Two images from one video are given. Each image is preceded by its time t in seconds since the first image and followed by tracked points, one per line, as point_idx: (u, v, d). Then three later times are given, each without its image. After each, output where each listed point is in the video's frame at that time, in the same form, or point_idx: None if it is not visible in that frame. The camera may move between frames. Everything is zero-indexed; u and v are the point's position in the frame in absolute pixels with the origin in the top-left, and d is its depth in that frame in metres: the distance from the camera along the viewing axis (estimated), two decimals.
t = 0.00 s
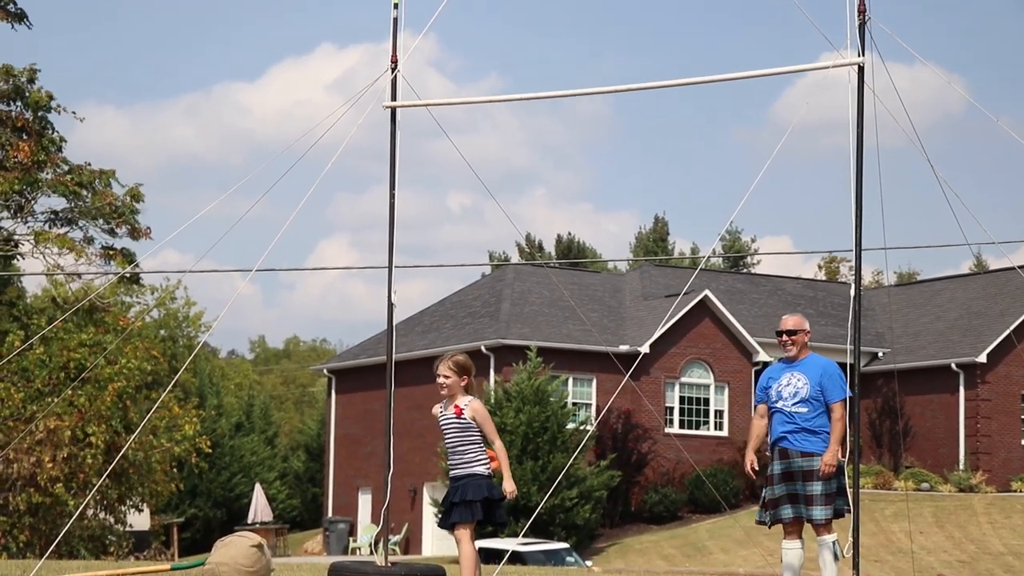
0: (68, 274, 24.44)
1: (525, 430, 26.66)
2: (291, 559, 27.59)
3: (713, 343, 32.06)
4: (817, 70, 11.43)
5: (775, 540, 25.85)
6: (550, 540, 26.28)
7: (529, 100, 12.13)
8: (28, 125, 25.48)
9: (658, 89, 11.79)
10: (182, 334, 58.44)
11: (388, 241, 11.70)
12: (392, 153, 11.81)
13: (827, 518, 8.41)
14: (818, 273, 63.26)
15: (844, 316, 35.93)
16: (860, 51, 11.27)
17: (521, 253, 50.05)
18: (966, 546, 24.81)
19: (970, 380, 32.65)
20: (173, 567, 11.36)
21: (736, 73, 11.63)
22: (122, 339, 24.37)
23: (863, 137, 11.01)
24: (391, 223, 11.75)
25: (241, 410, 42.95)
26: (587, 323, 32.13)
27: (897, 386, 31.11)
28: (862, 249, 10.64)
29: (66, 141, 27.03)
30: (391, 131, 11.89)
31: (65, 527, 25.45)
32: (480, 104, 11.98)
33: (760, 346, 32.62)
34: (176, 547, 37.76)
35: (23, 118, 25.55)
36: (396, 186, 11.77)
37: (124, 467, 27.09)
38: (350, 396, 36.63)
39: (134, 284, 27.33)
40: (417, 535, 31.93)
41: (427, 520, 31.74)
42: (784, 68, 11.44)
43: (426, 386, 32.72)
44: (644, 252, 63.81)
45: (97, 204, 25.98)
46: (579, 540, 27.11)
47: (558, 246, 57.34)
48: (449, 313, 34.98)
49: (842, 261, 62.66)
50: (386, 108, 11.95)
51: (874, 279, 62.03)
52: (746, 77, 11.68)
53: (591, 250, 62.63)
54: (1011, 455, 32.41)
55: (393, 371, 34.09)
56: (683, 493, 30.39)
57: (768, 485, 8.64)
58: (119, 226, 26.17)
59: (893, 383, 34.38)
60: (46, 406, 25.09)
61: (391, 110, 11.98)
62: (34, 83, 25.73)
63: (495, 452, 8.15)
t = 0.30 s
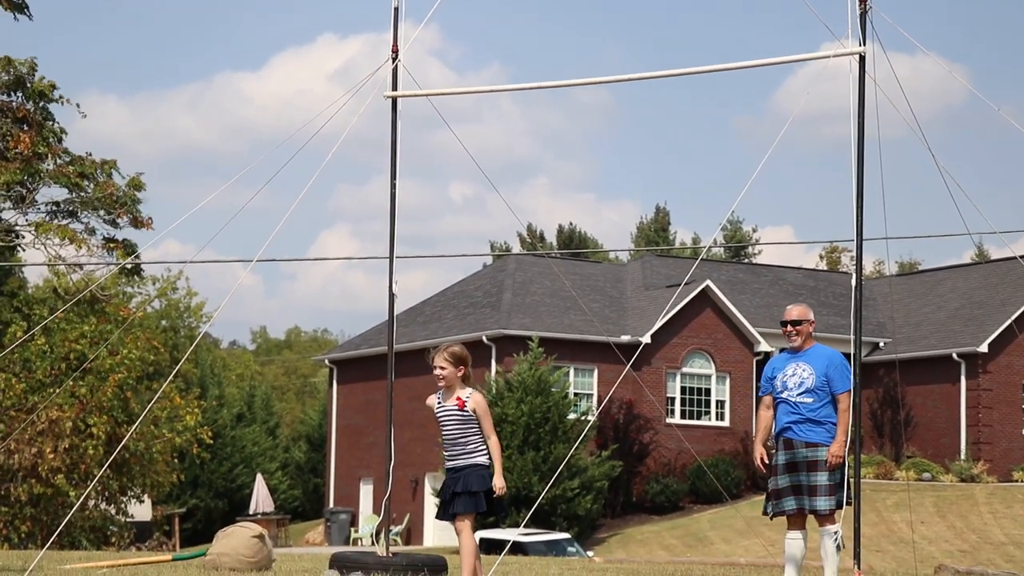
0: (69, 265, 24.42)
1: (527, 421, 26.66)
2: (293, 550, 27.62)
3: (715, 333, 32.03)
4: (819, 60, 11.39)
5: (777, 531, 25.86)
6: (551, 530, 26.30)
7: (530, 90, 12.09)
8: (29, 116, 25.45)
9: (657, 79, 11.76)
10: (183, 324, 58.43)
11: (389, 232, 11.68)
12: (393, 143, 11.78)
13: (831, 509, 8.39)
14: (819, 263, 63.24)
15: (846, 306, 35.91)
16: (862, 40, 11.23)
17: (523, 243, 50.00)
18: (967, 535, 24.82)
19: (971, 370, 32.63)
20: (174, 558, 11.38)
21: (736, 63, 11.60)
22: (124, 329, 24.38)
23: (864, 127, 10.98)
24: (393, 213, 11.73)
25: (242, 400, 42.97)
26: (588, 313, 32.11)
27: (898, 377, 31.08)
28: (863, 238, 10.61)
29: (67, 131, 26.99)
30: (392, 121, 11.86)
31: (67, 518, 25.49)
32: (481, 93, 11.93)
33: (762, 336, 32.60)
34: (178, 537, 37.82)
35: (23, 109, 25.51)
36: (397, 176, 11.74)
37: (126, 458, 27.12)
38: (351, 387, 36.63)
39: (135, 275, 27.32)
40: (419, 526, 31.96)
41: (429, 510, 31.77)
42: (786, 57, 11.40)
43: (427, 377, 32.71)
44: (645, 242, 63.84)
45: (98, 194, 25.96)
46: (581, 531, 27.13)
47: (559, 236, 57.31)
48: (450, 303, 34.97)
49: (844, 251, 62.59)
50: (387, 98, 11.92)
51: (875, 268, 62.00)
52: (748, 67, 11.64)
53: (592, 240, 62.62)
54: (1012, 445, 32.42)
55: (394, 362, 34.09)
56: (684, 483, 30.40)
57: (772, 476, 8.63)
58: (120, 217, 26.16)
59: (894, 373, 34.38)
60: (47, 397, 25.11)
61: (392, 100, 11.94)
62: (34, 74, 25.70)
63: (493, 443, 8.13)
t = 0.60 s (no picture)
0: (70, 265, 24.42)
1: (527, 419, 26.66)
2: (294, 548, 27.64)
3: (715, 330, 32.02)
4: (819, 56, 11.37)
5: (778, 528, 25.85)
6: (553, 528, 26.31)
7: (530, 87, 12.07)
8: (28, 116, 25.44)
9: (658, 76, 11.74)
10: (184, 323, 58.41)
11: (390, 230, 11.67)
12: (394, 140, 11.77)
13: (833, 505, 8.39)
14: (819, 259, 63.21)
15: (846, 302, 35.91)
16: (862, 36, 11.21)
17: (523, 240, 49.99)
18: (969, 531, 24.80)
19: (972, 366, 32.61)
20: (175, 557, 11.39)
21: (736, 60, 11.59)
22: (125, 327, 24.37)
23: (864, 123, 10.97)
24: (393, 211, 11.71)
25: (243, 399, 42.97)
26: (589, 311, 32.10)
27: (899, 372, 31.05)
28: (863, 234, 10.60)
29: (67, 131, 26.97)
30: (391, 119, 11.85)
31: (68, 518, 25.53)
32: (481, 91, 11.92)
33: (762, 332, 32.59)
34: (179, 536, 37.83)
35: (23, 109, 25.50)
36: (397, 174, 11.73)
37: (126, 457, 27.14)
38: (352, 385, 36.60)
39: (136, 275, 27.31)
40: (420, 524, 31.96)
41: (430, 508, 31.77)
42: (786, 54, 11.40)
43: (428, 374, 32.70)
44: (646, 239, 63.84)
45: (99, 194, 25.95)
46: (582, 528, 27.13)
47: (560, 233, 57.29)
48: (451, 301, 34.97)
49: (844, 247, 62.61)
50: (387, 96, 11.90)
51: (875, 265, 61.99)
52: (748, 64, 11.63)
53: (592, 237, 62.60)
54: (1013, 440, 32.40)
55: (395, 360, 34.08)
56: (685, 480, 30.40)
57: (774, 473, 8.63)
58: (121, 216, 26.15)
59: (895, 369, 34.36)
60: (48, 396, 25.12)
61: (391, 98, 11.93)
62: (35, 73, 25.69)
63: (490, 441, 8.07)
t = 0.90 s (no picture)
0: (70, 266, 24.40)
1: (527, 421, 26.64)
2: (293, 550, 27.61)
3: (714, 333, 32.00)
4: (820, 59, 11.36)
5: (778, 531, 25.84)
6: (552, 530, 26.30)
7: (531, 89, 12.07)
8: (29, 117, 25.43)
9: (659, 78, 11.74)
10: (183, 324, 58.37)
11: (390, 231, 11.66)
12: (394, 142, 11.76)
13: (832, 508, 8.38)
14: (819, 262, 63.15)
15: (847, 305, 35.90)
16: (862, 39, 11.21)
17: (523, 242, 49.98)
18: (969, 535, 24.79)
19: (972, 369, 32.59)
20: (174, 559, 11.38)
21: (736, 63, 11.58)
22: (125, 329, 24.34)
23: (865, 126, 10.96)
24: (393, 213, 11.70)
25: (243, 401, 42.95)
26: (589, 313, 32.09)
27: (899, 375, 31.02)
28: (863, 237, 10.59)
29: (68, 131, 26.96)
30: (391, 121, 11.85)
31: (67, 519, 25.54)
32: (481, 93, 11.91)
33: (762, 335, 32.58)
34: (178, 538, 37.80)
35: (24, 110, 25.50)
36: (397, 176, 11.72)
37: (126, 458, 27.12)
38: (352, 387, 36.57)
39: (136, 276, 27.30)
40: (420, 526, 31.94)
41: (429, 510, 31.75)
42: (786, 56, 11.40)
43: (428, 376, 32.68)
44: (646, 241, 63.85)
45: (99, 196, 25.94)
46: (582, 531, 27.12)
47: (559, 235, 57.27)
48: (451, 303, 34.96)
49: (844, 251, 62.59)
50: (388, 98, 11.89)
51: (875, 268, 61.95)
52: (749, 66, 11.62)
53: (592, 239, 62.58)
54: (1013, 444, 32.39)
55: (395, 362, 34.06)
56: (685, 483, 30.39)
57: (774, 477, 8.62)
58: (121, 218, 26.14)
59: (894, 372, 34.33)
60: (47, 398, 25.10)
61: (392, 100, 11.92)
62: (35, 75, 25.68)
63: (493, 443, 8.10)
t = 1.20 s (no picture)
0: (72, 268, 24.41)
1: (529, 423, 26.64)
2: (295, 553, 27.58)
3: (717, 336, 31.97)
4: (822, 61, 11.36)
5: (780, 534, 25.82)
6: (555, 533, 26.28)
7: (533, 92, 12.08)
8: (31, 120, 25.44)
9: (661, 81, 11.74)
10: (186, 327, 58.37)
11: (393, 234, 11.66)
12: (396, 145, 11.77)
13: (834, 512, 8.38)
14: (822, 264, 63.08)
15: (849, 308, 35.90)
16: (865, 42, 11.20)
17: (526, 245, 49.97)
18: (971, 538, 24.76)
19: (975, 372, 32.58)
20: (176, 562, 11.36)
21: (739, 66, 11.58)
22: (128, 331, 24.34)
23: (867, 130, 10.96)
24: (396, 216, 11.71)
25: (245, 404, 42.94)
26: (591, 316, 32.09)
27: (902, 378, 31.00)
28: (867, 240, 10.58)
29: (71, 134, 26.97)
30: (394, 124, 11.86)
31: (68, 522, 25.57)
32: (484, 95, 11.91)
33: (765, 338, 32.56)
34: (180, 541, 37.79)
35: (27, 112, 25.52)
36: (400, 179, 11.73)
37: (128, 460, 27.12)
38: (354, 389, 36.57)
39: (139, 278, 27.31)
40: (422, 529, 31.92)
41: (432, 513, 31.74)
42: (790, 60, 11.40)
43: (430, 379, 32.68)
44: (649, 245, 63.85)
45: (102, 199, 25.95)
46: (585, 534, 27.09)
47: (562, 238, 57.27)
48: (453, 306, 34.96)
49: (846, 253, 62.58)
50: (391, 101, 11.90)
51: (878, 271, 61.89)
52: (752, 70, 11.63)
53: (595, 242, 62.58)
54: (1016, 447, 32.37)
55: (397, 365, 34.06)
56: (688, 486, 30.38)
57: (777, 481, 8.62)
58: (123, 220, 26.15)
59: (897, 375, 34.38)
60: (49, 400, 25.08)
61: (395, 103, 11.93)
62: (38, 77, 25.69)
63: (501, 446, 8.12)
